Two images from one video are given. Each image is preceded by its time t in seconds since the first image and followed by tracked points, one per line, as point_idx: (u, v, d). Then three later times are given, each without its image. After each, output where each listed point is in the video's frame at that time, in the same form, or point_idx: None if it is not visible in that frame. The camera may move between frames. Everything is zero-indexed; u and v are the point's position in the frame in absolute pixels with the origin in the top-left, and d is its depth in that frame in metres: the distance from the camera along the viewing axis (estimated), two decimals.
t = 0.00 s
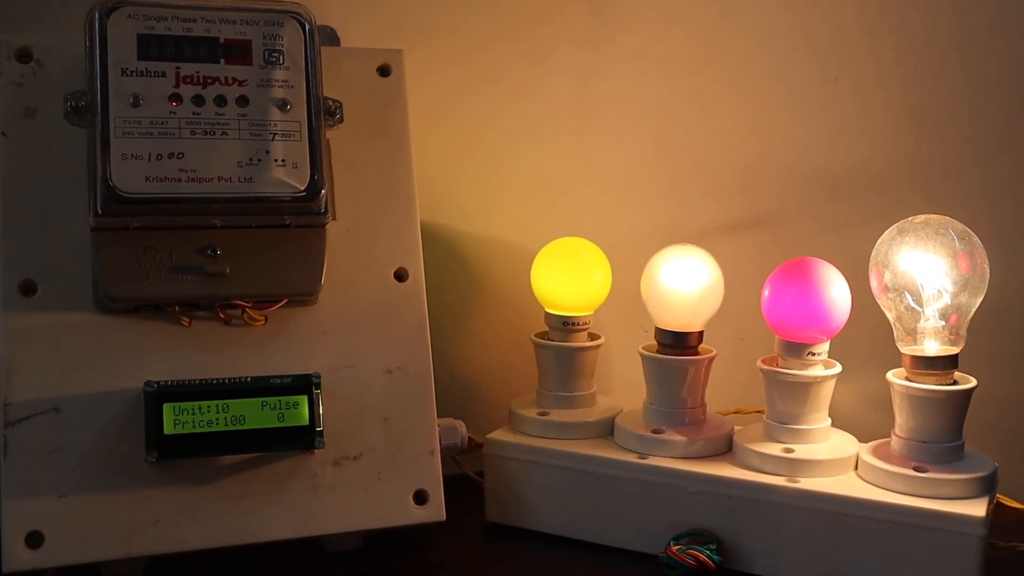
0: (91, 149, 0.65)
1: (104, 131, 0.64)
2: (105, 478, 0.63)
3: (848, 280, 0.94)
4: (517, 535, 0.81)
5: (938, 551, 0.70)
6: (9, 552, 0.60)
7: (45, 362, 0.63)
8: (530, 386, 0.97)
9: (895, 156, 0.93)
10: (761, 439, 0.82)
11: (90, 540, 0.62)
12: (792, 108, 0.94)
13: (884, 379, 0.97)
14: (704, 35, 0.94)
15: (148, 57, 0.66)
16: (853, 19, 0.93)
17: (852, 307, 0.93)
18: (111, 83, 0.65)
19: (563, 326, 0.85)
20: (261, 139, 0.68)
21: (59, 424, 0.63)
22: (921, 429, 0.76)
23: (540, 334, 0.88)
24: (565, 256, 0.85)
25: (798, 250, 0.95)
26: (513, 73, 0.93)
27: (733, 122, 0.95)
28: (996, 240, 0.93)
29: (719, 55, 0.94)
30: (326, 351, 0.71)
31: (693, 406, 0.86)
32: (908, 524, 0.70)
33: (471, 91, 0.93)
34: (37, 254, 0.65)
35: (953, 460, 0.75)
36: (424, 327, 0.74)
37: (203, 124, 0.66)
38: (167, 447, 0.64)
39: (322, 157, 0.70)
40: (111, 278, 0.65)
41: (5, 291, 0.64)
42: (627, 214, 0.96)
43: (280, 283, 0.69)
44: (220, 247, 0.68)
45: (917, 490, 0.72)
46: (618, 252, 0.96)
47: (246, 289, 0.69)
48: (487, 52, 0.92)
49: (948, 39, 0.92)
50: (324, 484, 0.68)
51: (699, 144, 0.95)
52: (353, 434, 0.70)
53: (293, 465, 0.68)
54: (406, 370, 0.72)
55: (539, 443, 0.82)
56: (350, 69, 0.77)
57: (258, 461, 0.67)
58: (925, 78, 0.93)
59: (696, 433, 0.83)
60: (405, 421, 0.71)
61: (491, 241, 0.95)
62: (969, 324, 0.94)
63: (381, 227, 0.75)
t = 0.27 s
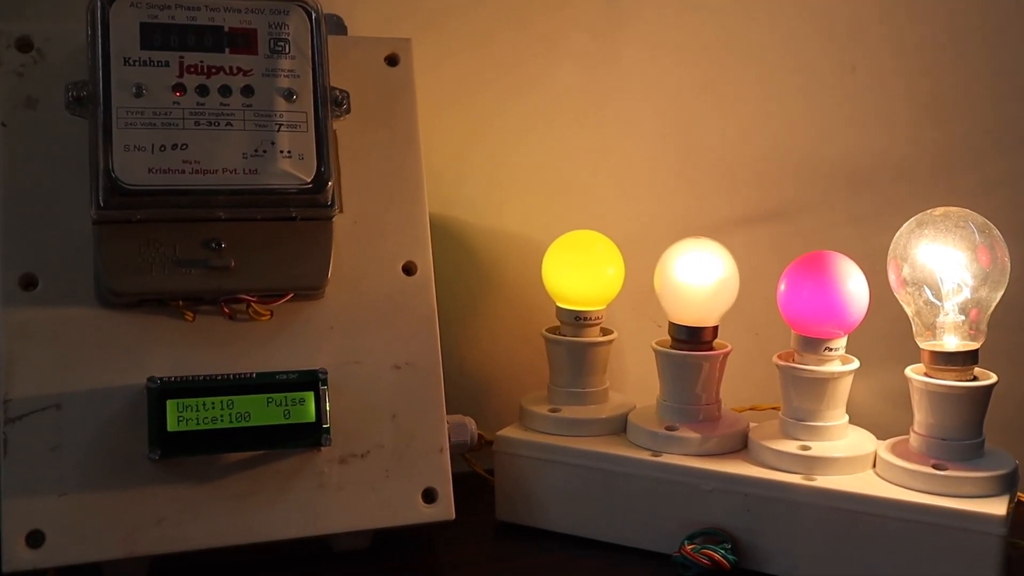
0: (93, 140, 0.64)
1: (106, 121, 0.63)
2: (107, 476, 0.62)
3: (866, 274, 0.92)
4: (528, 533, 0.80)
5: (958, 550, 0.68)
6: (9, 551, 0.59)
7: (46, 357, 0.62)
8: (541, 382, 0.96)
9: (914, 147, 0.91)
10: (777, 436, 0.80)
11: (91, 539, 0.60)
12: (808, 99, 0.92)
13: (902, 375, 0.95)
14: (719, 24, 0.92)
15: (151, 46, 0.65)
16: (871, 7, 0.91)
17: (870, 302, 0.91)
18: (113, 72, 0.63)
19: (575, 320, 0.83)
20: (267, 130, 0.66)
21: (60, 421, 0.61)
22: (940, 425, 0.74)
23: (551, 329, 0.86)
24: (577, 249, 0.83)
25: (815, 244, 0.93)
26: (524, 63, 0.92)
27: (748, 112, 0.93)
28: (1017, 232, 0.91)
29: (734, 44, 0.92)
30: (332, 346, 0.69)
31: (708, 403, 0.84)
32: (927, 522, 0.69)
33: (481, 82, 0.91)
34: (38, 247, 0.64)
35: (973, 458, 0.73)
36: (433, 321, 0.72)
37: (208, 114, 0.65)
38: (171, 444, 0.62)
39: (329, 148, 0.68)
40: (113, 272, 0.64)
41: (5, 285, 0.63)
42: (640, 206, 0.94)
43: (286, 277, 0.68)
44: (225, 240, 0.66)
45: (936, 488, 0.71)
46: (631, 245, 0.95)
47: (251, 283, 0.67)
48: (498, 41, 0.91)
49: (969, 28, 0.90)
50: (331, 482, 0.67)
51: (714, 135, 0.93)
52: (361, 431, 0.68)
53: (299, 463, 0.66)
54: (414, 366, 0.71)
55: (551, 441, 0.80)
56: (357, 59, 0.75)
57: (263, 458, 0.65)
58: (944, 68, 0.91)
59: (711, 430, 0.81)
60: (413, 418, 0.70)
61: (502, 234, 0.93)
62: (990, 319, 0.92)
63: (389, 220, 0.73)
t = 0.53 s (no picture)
0: (95, 130, 0.62)
1: (109, 111, 0.61)
2: (110, 474, 0.60)
3: (887, 267, 0.90)
4: (541, 532, 0.78)
5: (983, 550, 0.66)
6: (10, 551, 0.57)
7: (47, 352, 0.61)
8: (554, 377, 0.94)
9: (936, 137, 0.89)
10: (796, 433, 0.78)
11: (94, 538, 0.59)
12: (828, 87, 0.90)
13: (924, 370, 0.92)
14: (736, 11, 0.90)
15: (155, 33, 0.63)
16: None
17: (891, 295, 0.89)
18: (116, 60, 0.62)
19: (588, 314, 0.82)
20: (273, 119, 0.64)
21: (61, 417, 0.60)
22: (963, 422, 0.72)
23: (563, 323, 0.84)
24: (590, 241, 0.82)
25: (835, 236, 0.91)
26: (536, 51, 0.90)
27: (766, 101, 0.90)
28: None
29: (752, 32, 0.90)
30: (340, 341, 0.67)
31: (725, 399, 0.82)
32: (950, 522, 0.67)
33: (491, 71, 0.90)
34: (39, 239, 0.62)
35: (996, 455, 0.71)
36: (443, 315, 0.70)
37: (212, 104, 0.63)
38: (175, 441, 0.61)
39: (337, 137, 0.67)
40: (115, 265, 0.62)
41: (5, 278, 0.61)
42: (655, 198, 0.92)
43: (294, 270, 0.66)
44: (230, 232, 0.65)
45: (959, 487, 0.69)
46: (646, 238, 0.93)
47: (257, 277, 0.65)
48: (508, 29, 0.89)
49: (993, 14, 0.88)
50: (339, 480, 0.65)
51: (731, 125, 0.91)
52: (369, 428, 0.67)
53: (306, 460, 0.65)
54: (424, 361, 0.69)
55: (564, 437, 0.78)
56: (366, 47, 0.74)
57: (269, 455, 0.64)
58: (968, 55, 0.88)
59: (727, 426, 0.79)
60: (423, 414, 0.68)
61: (514, 226, 0.92)
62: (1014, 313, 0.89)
63: (398, 212, 0.72)
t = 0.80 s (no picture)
0: (98, 118, 0.61)
1: (111, 99, 0.60)
2: (113, 471, 0.58)
3: (910, 259, 0.88)
4: (555, 531, 0.76)
5: (1011, 550, 0.64)
6: (10, 550, 0.56)
7: (47, 346, 0.59)
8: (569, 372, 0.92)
9: (962, 125, 0.86)
10: (816, 430, 0.76)
11: (96, 537, 0.57)
12: (850, 74, 0.87)
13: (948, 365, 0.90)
14: None
15: (159, 19, 0.61)
16: None
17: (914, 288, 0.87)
18: (119, 47, 0.60)
19: (604, 307, 0.79)
20: (280, 107, 0.63)
21: (62, 413, 0.58)
22: (988, 418, 0.70)
23: (578, 317, 0.82)
24: (606, 232, 0.80)
25: (857, 227, 0.89)
26: (550, 38, 0.88)
27: (786, 89, 0.88)
28: None
29: (772, 18, 0.88)
30: (349, 335, 0.66)
31: (744, 394, 0.80)
32: (977, 520, 0.65)
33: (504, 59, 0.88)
34: (40, 230, 0.61)
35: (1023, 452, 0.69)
36: (455, 309, 0.69)
37: (218, 91, 0.62)
38: (179, 437, 0.59)
39: (345, 126, 0.65)
40: (118, 257, 0.60)
41: (5, 270, 0.59)
42: (672, 188, 0.90)
43: (301, 262, 0.65)
44: (237, 223, 0.63)
45: (985, 484, 0.66)
46: (663, 229, 0.90)
47: (263, 269, 0.64)
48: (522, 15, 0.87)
49: None
50: (348, 478, 0.63)
51: (750, 113, 0.89)
52: (379, 424, 0.65)
53: (314, 457, 0.63)
54: (436, 355, 0.67)
55: (579, 434, 0.76)
56: (375, 33, 0.72)
57: (276, 452, 0.62)
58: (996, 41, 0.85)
59: (746, 422, 0.77)
60: (434, 410, 0.67)
61: (528, 217, 0.90)
62: None
63: (409, 203, 0.70)
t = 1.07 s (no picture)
0: (101, 105, 0.59)
1: (114, 85, 0.58)
2: (116, 468, 0.57)
3: (936, 249, 0.85)
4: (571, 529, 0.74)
5: None
6: (11, 550, 0.54)
7: (49, 339, 0.57)
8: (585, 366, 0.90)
9: (988, 113, 0.84)
10: (840, 426, 0.74)
11: (99, 536, 0.55)
12: (874, 60, 0.85)
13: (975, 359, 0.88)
14: None
15: (163, 3, 0.59)
16: None
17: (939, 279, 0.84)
18: (122, 32, 0.58)
19: (621, 300, 0.77)
20: (288, 94, 0.61)
21: (65, 409, 0.56)
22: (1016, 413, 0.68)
23: (594, 309, 0.80)
24: (624, 223, 0.77)
25: (882, 217, 0.86)
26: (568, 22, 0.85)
27: (808, 76, 0.86)
28: None
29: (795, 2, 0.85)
30: (359, 328, 0.64)
31: (765, 389, 0.78)
32: (1006, 519, 0.63)
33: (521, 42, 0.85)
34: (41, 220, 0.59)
35: None
36: (468, 301, 0.67)
37: (224, 78, 0.60)
38: (185, 433, 0.58)
39: (355, 113, 0.63)
40: (122, 248, 0.59)
41: (6, 261, 0.58)
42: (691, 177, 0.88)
43: (310, 253, 0.62)
44: (244, 213, 0.61)
45: (1014, 482, 0.64)
46: (682, 220, 0.88)
47: (271, 260, 0.62)
48: None
49: None
50: (358, 475, 0.62)
51: (771, 101, 0.86)
52: (390, 419, 0.63)
53: (323, 453, 0.61)
54: (448, 349, 0.66)
55: (596, 430, 0.74)
56: (386, 17, 0.69)
57: (284, 449, 0.60)
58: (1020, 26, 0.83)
59: (768, 418, 0.75)
60: (446, 405, 0.65)
61: (544, 206, 0.87)
62: None
63: (420, 192, 0.68)
